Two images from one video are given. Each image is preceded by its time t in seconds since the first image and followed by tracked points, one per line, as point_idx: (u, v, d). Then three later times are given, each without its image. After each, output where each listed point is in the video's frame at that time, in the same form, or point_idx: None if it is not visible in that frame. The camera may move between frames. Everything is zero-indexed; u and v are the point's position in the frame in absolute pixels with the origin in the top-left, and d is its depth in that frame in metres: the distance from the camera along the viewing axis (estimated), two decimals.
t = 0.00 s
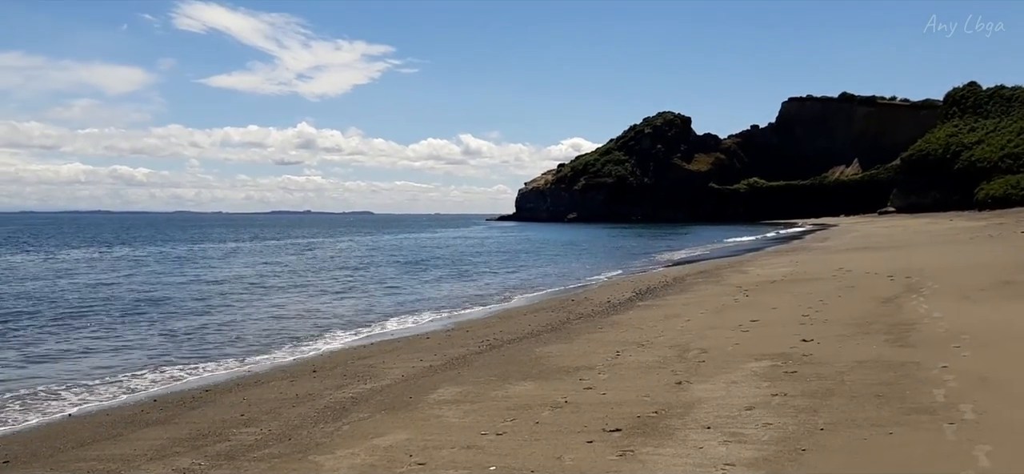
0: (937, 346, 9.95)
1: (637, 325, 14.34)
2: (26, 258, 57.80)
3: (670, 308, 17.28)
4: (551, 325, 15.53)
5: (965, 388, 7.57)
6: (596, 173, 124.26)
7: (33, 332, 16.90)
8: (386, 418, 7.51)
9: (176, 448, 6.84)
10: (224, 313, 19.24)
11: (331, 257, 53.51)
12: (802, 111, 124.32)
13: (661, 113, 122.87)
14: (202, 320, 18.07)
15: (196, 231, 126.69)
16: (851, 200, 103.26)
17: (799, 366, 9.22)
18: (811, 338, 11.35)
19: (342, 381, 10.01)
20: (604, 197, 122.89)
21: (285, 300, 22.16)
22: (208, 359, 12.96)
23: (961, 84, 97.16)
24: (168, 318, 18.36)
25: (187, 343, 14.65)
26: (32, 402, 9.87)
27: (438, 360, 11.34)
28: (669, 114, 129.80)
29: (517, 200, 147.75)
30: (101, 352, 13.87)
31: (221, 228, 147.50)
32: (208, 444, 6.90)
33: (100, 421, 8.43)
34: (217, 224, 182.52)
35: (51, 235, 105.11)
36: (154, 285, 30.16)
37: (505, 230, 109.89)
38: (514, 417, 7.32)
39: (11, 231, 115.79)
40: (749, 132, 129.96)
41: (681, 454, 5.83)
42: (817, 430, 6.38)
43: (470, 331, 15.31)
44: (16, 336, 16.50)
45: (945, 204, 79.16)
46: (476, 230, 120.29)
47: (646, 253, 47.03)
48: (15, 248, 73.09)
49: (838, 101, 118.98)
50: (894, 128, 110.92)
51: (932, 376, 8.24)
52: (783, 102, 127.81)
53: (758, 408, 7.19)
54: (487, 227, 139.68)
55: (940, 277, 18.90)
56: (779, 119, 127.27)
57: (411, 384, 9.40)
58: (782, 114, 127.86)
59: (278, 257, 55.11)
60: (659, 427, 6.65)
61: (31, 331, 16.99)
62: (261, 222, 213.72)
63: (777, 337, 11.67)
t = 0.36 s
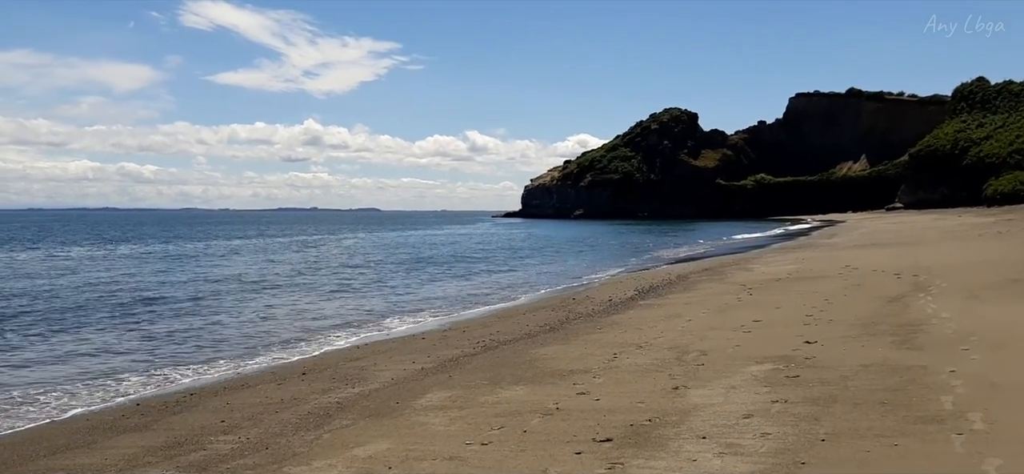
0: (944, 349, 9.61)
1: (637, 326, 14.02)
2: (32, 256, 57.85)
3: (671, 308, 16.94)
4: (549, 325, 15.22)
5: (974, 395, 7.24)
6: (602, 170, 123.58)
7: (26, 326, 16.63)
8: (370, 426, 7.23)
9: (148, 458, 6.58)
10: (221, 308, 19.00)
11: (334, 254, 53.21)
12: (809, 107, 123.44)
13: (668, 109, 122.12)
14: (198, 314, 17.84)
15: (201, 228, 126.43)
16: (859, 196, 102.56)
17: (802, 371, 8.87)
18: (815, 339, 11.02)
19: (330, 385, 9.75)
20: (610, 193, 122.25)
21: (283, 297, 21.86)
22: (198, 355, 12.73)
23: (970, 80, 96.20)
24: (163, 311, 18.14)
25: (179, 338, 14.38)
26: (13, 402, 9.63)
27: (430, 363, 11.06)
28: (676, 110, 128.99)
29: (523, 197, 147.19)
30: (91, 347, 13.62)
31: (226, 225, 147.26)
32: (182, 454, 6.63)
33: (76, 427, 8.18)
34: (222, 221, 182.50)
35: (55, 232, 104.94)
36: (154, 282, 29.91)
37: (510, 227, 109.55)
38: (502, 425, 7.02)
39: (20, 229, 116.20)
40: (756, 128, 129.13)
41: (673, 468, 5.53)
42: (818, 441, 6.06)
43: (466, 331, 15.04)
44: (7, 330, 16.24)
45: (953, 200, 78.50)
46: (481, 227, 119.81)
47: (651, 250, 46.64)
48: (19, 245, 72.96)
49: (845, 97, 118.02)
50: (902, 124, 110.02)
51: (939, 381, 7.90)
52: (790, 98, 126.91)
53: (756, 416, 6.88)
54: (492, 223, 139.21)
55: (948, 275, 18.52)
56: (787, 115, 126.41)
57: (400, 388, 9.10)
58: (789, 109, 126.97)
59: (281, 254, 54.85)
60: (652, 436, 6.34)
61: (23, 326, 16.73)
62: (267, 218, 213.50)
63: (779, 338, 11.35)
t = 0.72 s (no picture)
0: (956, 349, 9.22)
1: (639, 324, 13.64)
2: (39, 252, 57.94)
3: (675, 305, 16.56)
4: (549, 324, 14.87)
5: (987, 398, 6.87)
6: (610, 165, 122.85)
7: (20, 325, 16.36)
8: (354, 431, 6.91)
9: (120, 464, 6.29)
10: (220, 305, 18.73)
11: (339, 251, 52.89)
12: (818, 102, 122.34)
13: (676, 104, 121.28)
14: (195, 311, 17.56)
15: (208, 225, 126.27)
16: (869, 191, 101.71)
17: (807, 372, 8.51)
18: (821, 339, 10.65)
19: (318, 384, 9.46)
20: (618, 189, 121.53)
21: (283, 295, 21.57)
22: (189, 354, 12.45)
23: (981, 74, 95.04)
24: (159, 309, 17.87)
25: (171, 337, 14.09)
26: None
27: (424, 362, 10.75)
28: (684, 106, 128.09)
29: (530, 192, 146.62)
30: (83, 346, 13.34)
31: (234, 221, 147.17)
32: (155, 460, 6.33)
33: (52, 430, 7.90)
34: (229, 217, 182.33)
35: (62, 229, 104.91)
36: (156, 280, 29.63)
37: (517, 223, 109.35)
38: (491, 431, 6.70)
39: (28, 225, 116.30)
40: (765, 123, 128.13)
41: None
42: (823, 449, 5.71)
43: (464, 329, 14.74)
44: None
45: (963, 196, 77.84)
46: (489, 223, 119.31)
47: (657, 246, 46.20)
48: (26, 241, 72.89)
49: (855, 92, 116.98)
50: (912, 120, 108.95)
51: (951, 384, 7.52)
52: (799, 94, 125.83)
53: (758, 421, 6.54)
54: (500, 219, 138.73)
55: (959, 272, 18.07)
56: (796, 110, 125.35)
57: (389, 389, 8.79)
58: (798, 105, 125.88)
59: (286, 250, 54.58)
60: (647, 443, 6.02)
61: (17, 324, 16.44)
62: (274, 215, 213.43)
63: (784, 337, 10.99)
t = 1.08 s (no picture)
0: (965, 353, 8.87)
1: (639, 325, 13.34)
2: (45, 250, 57.97)
3: (677, 305, 16.25)
4: (547, 324, 14.57)
5: (996, 408, 6.53)
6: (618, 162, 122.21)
7: (14, 326, 16.15)
8: (331, 442, 6.64)
9: None
10: (216, 306, 18.48)
11: (344, 249, 52.61)
12: (827, 98, 121.43)
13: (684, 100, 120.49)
14: (191, 313, 17.32)
15: (216, 222, 126.40)
16: (879, 188, 100.86)
17: (808, 378, 8.16)
18: (823, 342, 10.31)
19: (304, 391, 9.20)
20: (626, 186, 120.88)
21: (282, 294, 21.32)
22: (178, 357, 12.21)
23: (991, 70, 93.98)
24: (156, 311, 17.66)
25: (162, 339, 13.86)
26: None
27: (415, 366, 10.46)
28: (693, 102, 127.22)
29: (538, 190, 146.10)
30: (74, 348, 13.13)
31: (240, 219, 146.92)
32: None
33: (28, 438, 7.69)
34: (236, 215, 182.00)
35: (69, 227, 104.90)
36: (158, 279, 29.38)
37: (524, 221, 109.03)
38: (474, 442, 6.41)
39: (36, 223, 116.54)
40: (773, 120, 127.26)
41: None
42: (821, 464, 5.41)
43: (461, 331, 14.45)
44: None
45: (973, 192, 77.22)
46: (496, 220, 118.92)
47: (663, 243, 45.77)
48: (32, 240, 72.86)
49: (864, 88, 115.99)
50: (921, 116, 108.11)
51: (959, 393, 7.16)
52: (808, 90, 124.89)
53: (755, 434, 6.22)
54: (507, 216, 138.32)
55: (968, 271, 17.67)
56: (804, 107, 124.48)
57: (375, 395, 8.51)
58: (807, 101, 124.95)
59: (291, 249, 54.35)
60: (635, 458, 5.72)
61: (12, 325, 16.24)
62: (282, 213, 213.19)
63: (786, 341, 10.64)
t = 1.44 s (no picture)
0: (978, 357, 8.41)
1: (640, 326, 12.92)
2: (56, 247, 58.22)
3: (681, 304, 15.84)
4: (546, 324, 14.18)
5: (1013, 419, 6.10)
6: (626, 158, 121.52)
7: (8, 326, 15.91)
8: (303, 454, 6.27)
9: None
10: (214, 306, 18.23)
11: (351, 246, 52.32)
12: (836, 93, 120.37)
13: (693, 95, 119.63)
14: (188, 314, 17.07)
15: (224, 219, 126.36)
16: (890, 183, 99.92)
17: (813, 384, 7.74)
18: (830, 344, 9.86)
19: (286, 396, 8.89)
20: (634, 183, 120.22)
21: (282, 294, 21.01)
22: (167, 360, 11.92)
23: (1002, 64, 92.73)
24: (152, 311, 17.40)
25: (152, 340, 13.55)
26: None
27: (405, 370, 10.09)
28: (702, 97, 126.29)
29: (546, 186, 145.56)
30: (62, 350, 12.86)
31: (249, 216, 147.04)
32: None
33: None
34: (246, 212, 182.03)
35: (78, 224, 105.20)
36: (164, 278, 29.24)
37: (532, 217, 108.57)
38: (453, 455, 6.03)
39: (45, 221, 116.83)
40: (783, 115, 126.28)
41: None
42: None
43: (457, 330, 14.08)
44: None
45: (983, 188, 75.84)
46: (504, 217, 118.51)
47: (671, 240, 45.32)
48: (41, 237, 72.96)
49: (874, 83, 114.85)
50: (932, 111, 107.02)
51: (973, 401, 6.72)
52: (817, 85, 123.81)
53: (753, 446, 5.82)
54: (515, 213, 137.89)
55: (981, 268, 17.15)
56: (814, 102, 123.43)
57: (358, 402, 8.15)
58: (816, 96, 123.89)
59: (299, 246, 54.14)
60: None
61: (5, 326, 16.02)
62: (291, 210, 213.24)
63: (790, 343, 10.19)
